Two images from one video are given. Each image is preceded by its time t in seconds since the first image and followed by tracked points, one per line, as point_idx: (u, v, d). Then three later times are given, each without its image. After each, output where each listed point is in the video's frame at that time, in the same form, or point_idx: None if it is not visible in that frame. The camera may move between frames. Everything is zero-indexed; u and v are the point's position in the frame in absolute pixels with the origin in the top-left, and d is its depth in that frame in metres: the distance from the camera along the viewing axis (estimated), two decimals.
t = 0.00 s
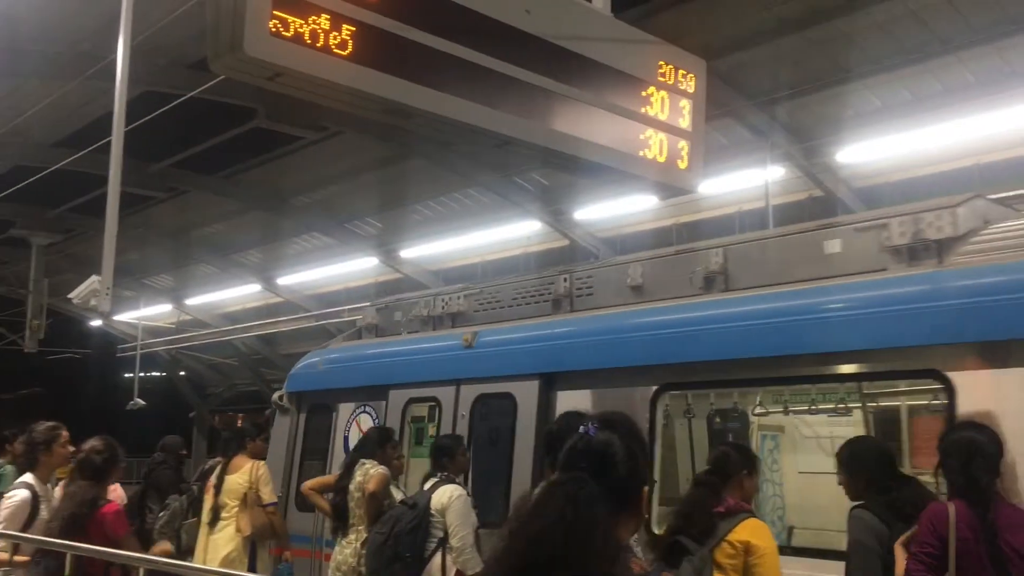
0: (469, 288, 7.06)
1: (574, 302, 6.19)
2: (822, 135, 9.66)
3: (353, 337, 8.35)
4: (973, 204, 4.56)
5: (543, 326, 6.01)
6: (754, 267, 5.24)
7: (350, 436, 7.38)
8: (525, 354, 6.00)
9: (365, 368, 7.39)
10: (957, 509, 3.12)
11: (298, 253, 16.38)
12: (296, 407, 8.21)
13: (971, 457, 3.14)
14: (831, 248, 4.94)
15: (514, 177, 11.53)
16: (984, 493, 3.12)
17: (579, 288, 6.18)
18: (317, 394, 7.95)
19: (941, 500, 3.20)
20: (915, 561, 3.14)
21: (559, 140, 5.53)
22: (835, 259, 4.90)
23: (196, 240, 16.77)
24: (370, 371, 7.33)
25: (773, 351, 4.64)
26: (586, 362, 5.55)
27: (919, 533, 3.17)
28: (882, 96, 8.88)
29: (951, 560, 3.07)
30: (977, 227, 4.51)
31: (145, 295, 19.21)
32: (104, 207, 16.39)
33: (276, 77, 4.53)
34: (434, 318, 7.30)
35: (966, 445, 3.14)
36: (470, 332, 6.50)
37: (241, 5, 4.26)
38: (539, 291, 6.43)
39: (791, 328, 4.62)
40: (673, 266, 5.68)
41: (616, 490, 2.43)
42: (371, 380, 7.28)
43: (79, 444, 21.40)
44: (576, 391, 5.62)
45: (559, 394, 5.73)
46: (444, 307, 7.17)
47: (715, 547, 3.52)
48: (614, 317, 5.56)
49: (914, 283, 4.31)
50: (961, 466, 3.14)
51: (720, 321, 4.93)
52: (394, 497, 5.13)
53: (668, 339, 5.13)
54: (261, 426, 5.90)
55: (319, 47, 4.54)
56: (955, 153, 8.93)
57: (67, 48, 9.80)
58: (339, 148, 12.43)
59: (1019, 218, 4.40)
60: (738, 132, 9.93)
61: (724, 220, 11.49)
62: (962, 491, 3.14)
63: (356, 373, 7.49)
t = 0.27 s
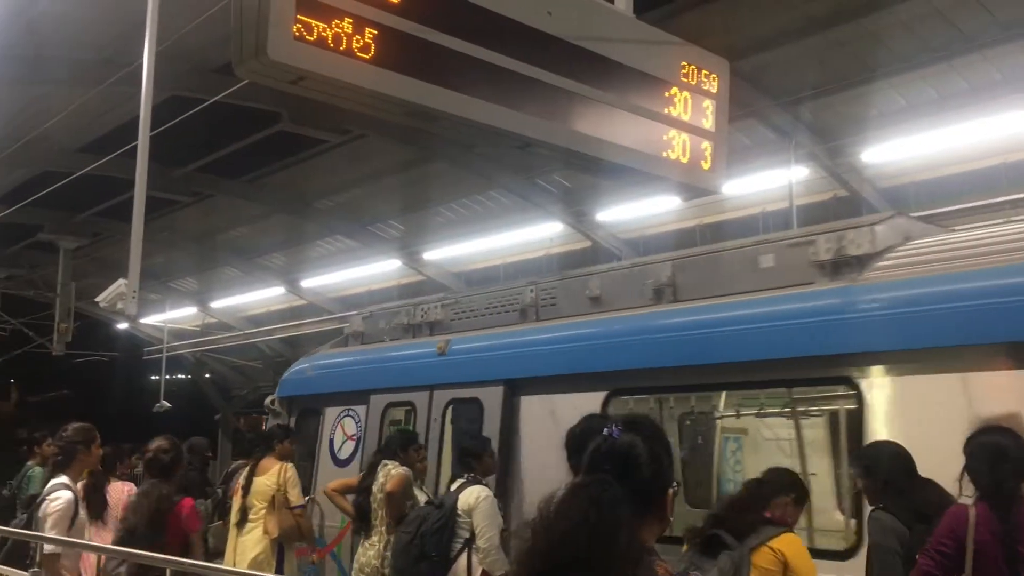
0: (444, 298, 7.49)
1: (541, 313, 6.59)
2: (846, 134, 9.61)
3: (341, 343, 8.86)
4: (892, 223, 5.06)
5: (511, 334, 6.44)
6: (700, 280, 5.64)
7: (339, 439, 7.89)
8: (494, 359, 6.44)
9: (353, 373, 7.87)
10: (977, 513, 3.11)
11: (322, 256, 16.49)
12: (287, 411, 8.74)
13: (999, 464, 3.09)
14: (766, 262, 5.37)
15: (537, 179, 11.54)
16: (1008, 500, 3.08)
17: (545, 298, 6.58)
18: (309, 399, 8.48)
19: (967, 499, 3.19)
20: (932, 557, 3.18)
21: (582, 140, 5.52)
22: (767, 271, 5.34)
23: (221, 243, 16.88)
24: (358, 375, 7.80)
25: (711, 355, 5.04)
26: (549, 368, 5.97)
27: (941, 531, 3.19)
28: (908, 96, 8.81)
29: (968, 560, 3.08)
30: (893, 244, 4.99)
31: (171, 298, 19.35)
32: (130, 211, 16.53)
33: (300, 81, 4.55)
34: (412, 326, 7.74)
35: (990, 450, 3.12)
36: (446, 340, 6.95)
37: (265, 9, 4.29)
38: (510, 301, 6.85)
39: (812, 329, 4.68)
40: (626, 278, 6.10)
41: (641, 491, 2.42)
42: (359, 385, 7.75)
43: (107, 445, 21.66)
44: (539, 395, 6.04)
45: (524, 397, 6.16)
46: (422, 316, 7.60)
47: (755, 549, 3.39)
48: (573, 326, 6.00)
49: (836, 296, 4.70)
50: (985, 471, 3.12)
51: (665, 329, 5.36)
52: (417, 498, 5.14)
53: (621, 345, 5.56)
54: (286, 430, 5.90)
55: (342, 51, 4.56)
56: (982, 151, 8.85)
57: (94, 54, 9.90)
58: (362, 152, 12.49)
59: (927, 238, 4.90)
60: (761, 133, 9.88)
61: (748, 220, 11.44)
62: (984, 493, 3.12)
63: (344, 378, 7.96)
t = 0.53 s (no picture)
0: (424, 303, 7.75)
1: (512, 319, 6.76)
2: (869, 131, 9.54)
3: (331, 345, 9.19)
4: (828, 235, 5.25)
5: (483, 339, 6.63)
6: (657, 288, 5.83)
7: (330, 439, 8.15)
8: (467, 363, 6.63)
9: (340, 376, 8.15)
10: (989, 506, 3.08)
11: (342, 255, 16.55)
12: (279, 412, 9.07)
13: (1017, 461, 3.04)
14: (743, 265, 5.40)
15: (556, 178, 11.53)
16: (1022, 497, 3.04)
17: (516, 304, 6.75)
18: (303, 399, 8.72)
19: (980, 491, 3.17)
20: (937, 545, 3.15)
21: (602, 139, 5.50)
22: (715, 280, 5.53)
23: (242, 242, 16.97)
24: (344, 378, 8.08)
25: (658, 358, 5.22)
26: (513, 370, 6.18)
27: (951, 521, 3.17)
28: (931, 92, 8.73)
29: (974, 551, 3.05)
30: (829, 255, 5.17)
31: (193, 297, 19.47)
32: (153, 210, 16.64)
33: (320, 80, 4.56)
34: (396, 330, 8.02)
35: (1006, 446, 3.06)
36: (423, 343, 7.19)
37: (286, 9, 4.30)
38: (485, 308, 7.04)
39: (835, 330, 4.45)
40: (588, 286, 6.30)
41: (663, 491, 2.40)
42: (345, 386, 8.02)
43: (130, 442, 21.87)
44: (505, 395, 6.25)
45: (493, 399, 6.36)
46: (405, 321, 7.87)
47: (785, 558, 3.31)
48: (536, 331, 6.19)
49: (772, 301, 4.86)
50: (999, 467, 3.07)
51: (618, 334, 5.54)
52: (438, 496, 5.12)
53: (577, 349, 5.75)
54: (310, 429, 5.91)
55: (362, 50, 4.57)
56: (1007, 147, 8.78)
57: (117, 55, 9.96)
58: (382, 151, 12.52)
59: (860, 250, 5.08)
60: (783, 130, 9.82)
61: (769, 217, 11.37)
62: (1000, 491, 3.08)
63: (332, 380, 8.25)
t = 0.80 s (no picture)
0: (413, 304, 7.89)
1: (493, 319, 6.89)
2: (895, 122, 9.45)
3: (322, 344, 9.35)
4: (781, 240, 5.36)
5: (462, 338, 6.78)
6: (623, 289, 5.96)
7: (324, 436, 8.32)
8: (446, 361, 6.78)
9: (330, 373, 8.30)
10: (974, 502, 2.93)
11: (365, 249, 16.59)
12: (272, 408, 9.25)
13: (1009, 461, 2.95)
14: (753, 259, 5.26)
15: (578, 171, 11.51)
16: (1006, 492, 2.94)
17: (496, 305, 6.88)
18: (299, 395, 8.80)
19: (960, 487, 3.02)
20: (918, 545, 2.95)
21: (625, 131, 5.47)
22: (676, 283, 5.66)
23: (266, 237, 17.05)
24: (336, 375, 8.23)
25: (615, 357, 5.35)
26: (494, 367, 6.27)
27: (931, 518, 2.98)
28: (958, 82, 8.64)
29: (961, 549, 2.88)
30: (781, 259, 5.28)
31: (217, 291, 19.60)
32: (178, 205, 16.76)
33: (343, 74, 4.57)
34: (385, 329, 8.15)
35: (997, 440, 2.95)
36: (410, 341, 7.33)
37: None
38: (468, 309, 7.18)
39: (857, 316, 4.26)
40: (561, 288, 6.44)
41: (689, 484, 2.39)
42: (336, 383, 8.16)
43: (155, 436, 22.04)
44: (485, 392, 6.37)
45: (471, 396, 6.50)
46: (394, 319, 7.99)
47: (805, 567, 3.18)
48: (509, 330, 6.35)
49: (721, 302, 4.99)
50: (989, 461, 2.95)
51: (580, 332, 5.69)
52: (461, 489, 5.09)
53: (544, 348, 5.90)
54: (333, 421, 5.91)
55: (385, 44, 4.56)
56: None
57: (140, 50, 10.03)
58: (404, 145, 12.53)
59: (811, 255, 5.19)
60: (807, 122, 9.74)
61: (794, 210, 11.16)
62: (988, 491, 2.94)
63: (323, 377, 8.40)
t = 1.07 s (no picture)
0: (410, 304, 8.39)
1: (484, 317, 7.28)
2: (924, 112, 9.33)
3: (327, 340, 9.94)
4: (747, 243, 5.67)
5: (455, 335, 7.18)
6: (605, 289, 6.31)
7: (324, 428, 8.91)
8: (442, 357, 7.19)
9: (336, 368, 8.83)
10: (958, 496, 3.05)
11: (390, 242, 16.65)
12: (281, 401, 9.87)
13: (986, 450, 3.06)
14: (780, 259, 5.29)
15: (601, 164, 11.48)
16: (989, 481, 3.04)
17: (486, 304, 7.32)
18: (303, 389, 9.42)
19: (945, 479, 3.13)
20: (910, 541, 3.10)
21: (650, 123, 5.43)
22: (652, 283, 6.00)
23: (291, 231, 17.15)
24: (340, 370, 8.76)
25: (598, 355, 5.73)
26: (483, 363, 6.71)
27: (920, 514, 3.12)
28: (987, 72, 8.52)
29: (952, 544, 3.02)
30: (748, 261, 5.59)
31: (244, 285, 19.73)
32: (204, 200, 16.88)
33: (369, 67, 4.57)
34: (384, 327, 8.65)
35: (974, 434, 3.05)
36: (405, 338, 7.82)
37: None
38: (460, 307, 7.60)
39: (886, 314, 4.24)
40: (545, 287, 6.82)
41: (718, 478, 2.37)
42: (340, 377, 8.70)
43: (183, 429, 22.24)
44: (474, 386, 6.84)
45: (467, 389, 6.90)
46: (394, 318, 8.49)
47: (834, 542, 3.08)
48: (499, 328, 6.73)
49: (690, 303, 5.33)
50: (968, 454, 3.06)
51: (565, 331, 6.06)
52: (488, 481, 5.05)
53: (531, 346, 6.28)
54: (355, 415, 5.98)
55: (410, 37, 4.56)
56: None
57: (166, 47, 10.10)
58: (428, 139, 12.55)
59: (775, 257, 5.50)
60: (834, 112, 9.65)
61: (822, 200, 10.98)
62: (969, 482, 3.06)
63: (328, 372, 8.96)
